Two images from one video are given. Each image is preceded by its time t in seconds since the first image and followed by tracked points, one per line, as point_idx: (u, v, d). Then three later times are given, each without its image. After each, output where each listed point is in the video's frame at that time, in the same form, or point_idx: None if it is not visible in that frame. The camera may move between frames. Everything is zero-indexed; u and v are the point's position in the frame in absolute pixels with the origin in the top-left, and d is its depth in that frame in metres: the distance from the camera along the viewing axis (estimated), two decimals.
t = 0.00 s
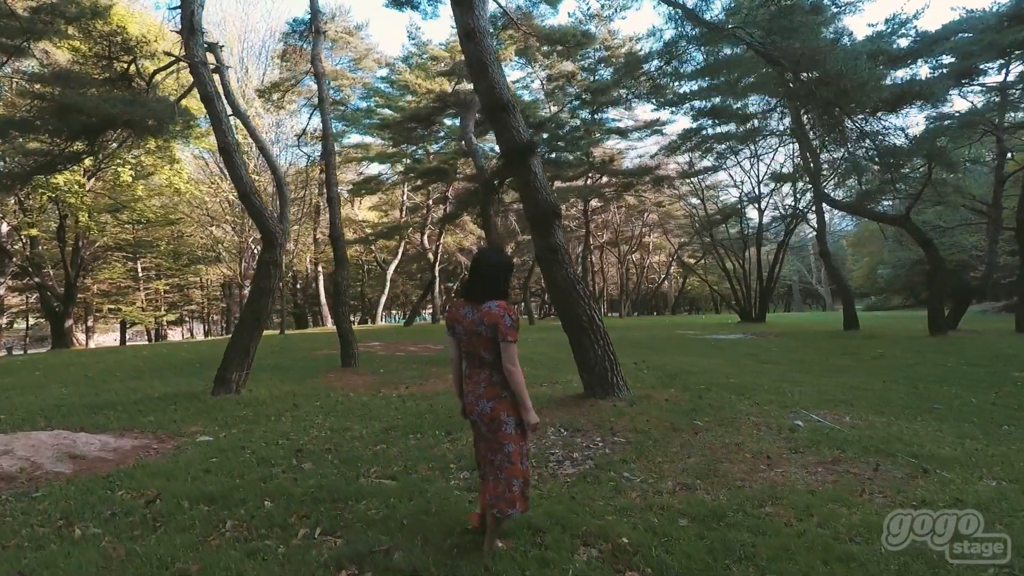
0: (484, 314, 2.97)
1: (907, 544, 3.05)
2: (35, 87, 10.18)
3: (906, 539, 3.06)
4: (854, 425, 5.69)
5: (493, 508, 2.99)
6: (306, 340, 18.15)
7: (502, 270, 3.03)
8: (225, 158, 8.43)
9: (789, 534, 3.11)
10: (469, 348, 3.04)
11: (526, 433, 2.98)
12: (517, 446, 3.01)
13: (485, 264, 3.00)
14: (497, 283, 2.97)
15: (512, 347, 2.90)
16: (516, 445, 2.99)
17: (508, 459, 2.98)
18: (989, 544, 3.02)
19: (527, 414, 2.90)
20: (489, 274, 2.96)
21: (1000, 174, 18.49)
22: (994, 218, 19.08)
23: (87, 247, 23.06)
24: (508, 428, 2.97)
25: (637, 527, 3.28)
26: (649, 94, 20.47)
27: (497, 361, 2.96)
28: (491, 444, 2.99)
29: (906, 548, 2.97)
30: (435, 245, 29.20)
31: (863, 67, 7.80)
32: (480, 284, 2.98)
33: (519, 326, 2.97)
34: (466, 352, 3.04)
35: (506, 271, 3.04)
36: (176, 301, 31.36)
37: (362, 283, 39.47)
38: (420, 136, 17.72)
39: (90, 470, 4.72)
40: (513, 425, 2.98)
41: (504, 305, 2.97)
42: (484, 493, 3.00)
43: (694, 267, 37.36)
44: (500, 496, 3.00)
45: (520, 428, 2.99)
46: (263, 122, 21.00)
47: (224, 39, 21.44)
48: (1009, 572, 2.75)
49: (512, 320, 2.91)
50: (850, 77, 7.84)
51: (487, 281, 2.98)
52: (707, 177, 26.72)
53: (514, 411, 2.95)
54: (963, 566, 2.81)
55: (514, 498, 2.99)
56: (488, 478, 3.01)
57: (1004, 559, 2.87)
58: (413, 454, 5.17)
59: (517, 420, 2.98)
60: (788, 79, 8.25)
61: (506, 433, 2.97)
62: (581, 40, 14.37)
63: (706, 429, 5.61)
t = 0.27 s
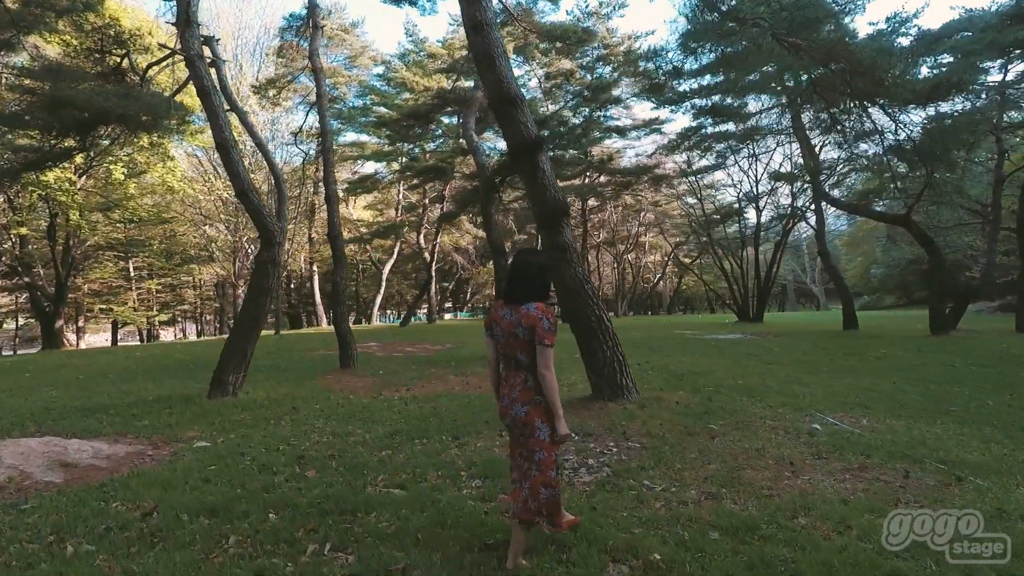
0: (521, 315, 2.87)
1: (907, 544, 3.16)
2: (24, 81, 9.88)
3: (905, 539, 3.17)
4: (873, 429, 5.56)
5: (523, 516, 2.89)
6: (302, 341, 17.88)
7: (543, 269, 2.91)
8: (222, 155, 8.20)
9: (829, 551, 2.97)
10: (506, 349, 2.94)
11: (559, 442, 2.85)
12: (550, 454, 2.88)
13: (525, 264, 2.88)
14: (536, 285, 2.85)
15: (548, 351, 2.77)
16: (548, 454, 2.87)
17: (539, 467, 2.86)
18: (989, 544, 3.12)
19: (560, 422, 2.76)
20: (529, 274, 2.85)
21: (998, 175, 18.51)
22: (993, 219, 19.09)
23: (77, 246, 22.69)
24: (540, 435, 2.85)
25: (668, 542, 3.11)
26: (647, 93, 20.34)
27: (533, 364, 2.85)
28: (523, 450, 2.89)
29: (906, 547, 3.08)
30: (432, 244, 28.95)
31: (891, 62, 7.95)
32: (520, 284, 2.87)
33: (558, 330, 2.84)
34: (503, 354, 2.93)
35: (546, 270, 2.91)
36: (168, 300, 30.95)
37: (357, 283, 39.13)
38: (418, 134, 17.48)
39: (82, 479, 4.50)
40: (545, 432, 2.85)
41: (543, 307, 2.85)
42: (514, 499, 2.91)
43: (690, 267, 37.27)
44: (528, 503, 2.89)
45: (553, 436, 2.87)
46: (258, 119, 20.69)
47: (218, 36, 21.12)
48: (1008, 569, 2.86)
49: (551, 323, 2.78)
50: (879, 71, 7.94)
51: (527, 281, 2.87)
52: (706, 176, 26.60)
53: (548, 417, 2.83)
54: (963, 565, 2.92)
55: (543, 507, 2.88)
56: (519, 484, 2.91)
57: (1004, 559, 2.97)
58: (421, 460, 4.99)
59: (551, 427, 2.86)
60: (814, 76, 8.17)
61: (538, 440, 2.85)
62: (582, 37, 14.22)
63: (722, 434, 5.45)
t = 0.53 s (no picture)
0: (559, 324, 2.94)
1: (908, 544, 3.23)
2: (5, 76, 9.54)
3: (906, 539, 3.24)
4: (888, 435, 5.42)
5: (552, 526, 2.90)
6: (294, 343, 17.58)
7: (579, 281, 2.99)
8: (213, 153, 7.94)
9: (864, 572, 2.82)
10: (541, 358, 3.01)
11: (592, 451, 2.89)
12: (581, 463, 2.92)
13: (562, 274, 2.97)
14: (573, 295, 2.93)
15: (585, 359, 2.84)
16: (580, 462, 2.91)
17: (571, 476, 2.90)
18: (989, 544, 3.21)
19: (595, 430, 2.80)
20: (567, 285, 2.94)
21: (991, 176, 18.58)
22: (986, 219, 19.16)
23: (64, 246, 22.23)
24: (573, 443, 2.89)
25: (694, 561, 2.94)
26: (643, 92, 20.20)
27: (570, 373, 2.91)
28: (556, 458, 2.92)
29: (908, 546, 3.16)
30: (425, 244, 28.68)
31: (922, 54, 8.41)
32: (557, 294, 2.96)
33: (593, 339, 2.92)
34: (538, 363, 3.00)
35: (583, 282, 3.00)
36: (156, 301, 30.46)
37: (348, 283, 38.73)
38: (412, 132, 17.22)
39: (66, 493, 4.26)
40: (579, 441, 2.90)
41: (580, 316, 2.93)
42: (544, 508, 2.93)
43: (683, 267, 37.24)
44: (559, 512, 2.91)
45: (586, 445, 2.91)
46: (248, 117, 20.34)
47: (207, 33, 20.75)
48: (1007, 569, 2.94)
49: (588, 332, 2.87)
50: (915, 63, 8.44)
51: (564, 291, 2.96)
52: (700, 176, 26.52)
53: (582, 425, 2.88)
54: (965, 566, 2.99)
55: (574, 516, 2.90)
56: (549, 493, 2.93)
57: (1003, 558, 3.06)
58: (424, 470, 4.80)
59: (584, 436, 2.90)
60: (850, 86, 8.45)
61: (573, 449, 2.88)
62: (578, 35, 14.02)
63: (734, 440, 5.30)
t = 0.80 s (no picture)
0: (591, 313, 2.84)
1: (908, 544, 3.15)
2: None
3: (906, 539, 3.17)
4: (896, 435, 5.32)
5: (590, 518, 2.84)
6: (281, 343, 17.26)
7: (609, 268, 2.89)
8: (200, 147, 7.68)
9: None
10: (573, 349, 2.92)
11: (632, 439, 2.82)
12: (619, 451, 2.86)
13: (592, 262, 2.87)
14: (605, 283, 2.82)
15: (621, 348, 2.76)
16: (619, 450, 2.85)
17: (610, 466, 2.84)
18: (989, 544, 3.14)
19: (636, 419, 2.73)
20: (597, 272, 2.84)
21: (979, 176, 18.75)
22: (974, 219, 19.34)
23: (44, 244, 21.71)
24: (611, 433, 2.82)
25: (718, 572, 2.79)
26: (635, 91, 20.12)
27: (606, 363, 2.82)
28: (592, 450, 2.85)
29: (907, 546, 3.09)
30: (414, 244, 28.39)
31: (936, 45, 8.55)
32: (587, 282, 2.85)
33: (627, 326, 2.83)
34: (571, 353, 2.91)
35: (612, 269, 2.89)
36: (140, 301, 29.90)
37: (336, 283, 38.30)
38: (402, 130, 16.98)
39: (45, 502, 4.01)
40: (617, 430, 2.83)
41: (612, 304, 2.84)
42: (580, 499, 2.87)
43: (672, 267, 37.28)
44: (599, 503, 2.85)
45: (624, 434, 2.84)
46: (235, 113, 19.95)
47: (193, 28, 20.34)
48: (1006, 569, 2.87)
49: (622, 320, 2.77)
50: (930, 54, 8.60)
51: (595, 279, 2.86)
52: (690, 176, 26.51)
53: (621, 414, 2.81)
54: (963, 565, 2.92)
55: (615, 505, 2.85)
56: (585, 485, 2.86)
57: (1003, 558, 2.98)
58: (423, 474, 4.61)
59: (623, 425, 2.84)
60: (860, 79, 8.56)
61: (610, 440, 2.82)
62: (571, 32, 13.86)
63: (740, 441, 5.17)
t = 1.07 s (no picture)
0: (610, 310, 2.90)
1: (907, 544, 3.07)
2: None
3: (906, 539, 3.08)
4: (888, 434, 5.28)
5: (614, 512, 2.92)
6: (253, 345, 16.75)
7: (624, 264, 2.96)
8: (171, 138, 7.30)
9: None
10: (590, 346, 2.97)
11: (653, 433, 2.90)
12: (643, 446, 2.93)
13: (607, 258, 2.93)
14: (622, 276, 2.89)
15: (639, 342, 2.83)
16: (641, 446, 2.91)
17: (632, 460, 2.91)
18: (990, 544, 3.05)
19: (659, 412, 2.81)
20: (614, 268, 2.91)
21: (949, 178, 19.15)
22: (943, 220, 19.76)
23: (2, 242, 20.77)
24: (635, 428, 2.89)
25: None
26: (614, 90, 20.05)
27: (623, 359, 2.89)
28: (613, 445, 2.92)
29: (907, 547, 3.01)
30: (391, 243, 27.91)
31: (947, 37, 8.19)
32: (604, 278, 2.92)
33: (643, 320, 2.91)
34: (586, 350, 2.96)
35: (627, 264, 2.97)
36: (104, 301, 28.86)
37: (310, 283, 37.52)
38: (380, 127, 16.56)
39: None
40: (640, 425, 2.90)
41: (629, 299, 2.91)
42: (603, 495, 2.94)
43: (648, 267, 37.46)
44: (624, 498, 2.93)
45: (645, 428, 2.91)
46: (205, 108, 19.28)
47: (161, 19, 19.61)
48: (1007, 569, 2.79)
49: (641, 315, 2.85)
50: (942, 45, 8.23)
51: (611, 275, 2.92)
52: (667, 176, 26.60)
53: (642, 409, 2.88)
54: (963, 566, 2.83)
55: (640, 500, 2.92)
56: (608, 479, 2.93)
57: (1004, 559, 2.90)
58: (410, 482, 4.38)
59: (643, 420, 2.91)
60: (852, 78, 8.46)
61: (632, 434, 2.89)
62: (554, 29, 13.65)
63: (733, 442, 5.07)
